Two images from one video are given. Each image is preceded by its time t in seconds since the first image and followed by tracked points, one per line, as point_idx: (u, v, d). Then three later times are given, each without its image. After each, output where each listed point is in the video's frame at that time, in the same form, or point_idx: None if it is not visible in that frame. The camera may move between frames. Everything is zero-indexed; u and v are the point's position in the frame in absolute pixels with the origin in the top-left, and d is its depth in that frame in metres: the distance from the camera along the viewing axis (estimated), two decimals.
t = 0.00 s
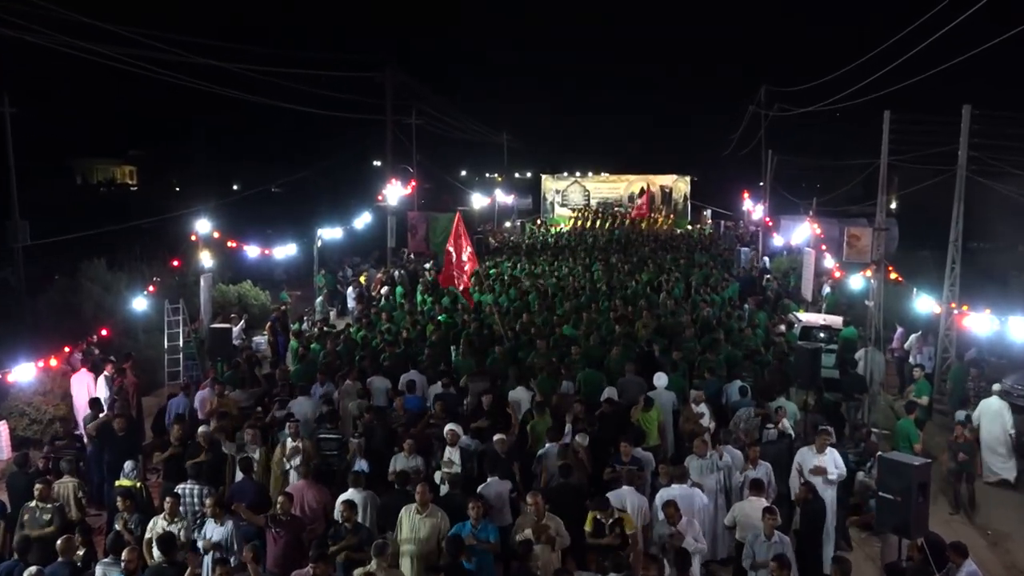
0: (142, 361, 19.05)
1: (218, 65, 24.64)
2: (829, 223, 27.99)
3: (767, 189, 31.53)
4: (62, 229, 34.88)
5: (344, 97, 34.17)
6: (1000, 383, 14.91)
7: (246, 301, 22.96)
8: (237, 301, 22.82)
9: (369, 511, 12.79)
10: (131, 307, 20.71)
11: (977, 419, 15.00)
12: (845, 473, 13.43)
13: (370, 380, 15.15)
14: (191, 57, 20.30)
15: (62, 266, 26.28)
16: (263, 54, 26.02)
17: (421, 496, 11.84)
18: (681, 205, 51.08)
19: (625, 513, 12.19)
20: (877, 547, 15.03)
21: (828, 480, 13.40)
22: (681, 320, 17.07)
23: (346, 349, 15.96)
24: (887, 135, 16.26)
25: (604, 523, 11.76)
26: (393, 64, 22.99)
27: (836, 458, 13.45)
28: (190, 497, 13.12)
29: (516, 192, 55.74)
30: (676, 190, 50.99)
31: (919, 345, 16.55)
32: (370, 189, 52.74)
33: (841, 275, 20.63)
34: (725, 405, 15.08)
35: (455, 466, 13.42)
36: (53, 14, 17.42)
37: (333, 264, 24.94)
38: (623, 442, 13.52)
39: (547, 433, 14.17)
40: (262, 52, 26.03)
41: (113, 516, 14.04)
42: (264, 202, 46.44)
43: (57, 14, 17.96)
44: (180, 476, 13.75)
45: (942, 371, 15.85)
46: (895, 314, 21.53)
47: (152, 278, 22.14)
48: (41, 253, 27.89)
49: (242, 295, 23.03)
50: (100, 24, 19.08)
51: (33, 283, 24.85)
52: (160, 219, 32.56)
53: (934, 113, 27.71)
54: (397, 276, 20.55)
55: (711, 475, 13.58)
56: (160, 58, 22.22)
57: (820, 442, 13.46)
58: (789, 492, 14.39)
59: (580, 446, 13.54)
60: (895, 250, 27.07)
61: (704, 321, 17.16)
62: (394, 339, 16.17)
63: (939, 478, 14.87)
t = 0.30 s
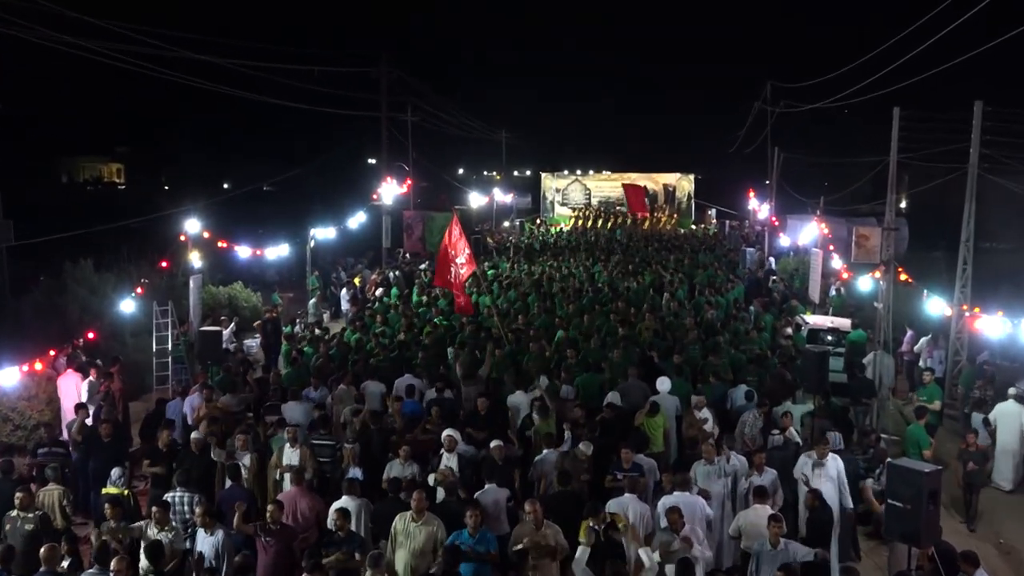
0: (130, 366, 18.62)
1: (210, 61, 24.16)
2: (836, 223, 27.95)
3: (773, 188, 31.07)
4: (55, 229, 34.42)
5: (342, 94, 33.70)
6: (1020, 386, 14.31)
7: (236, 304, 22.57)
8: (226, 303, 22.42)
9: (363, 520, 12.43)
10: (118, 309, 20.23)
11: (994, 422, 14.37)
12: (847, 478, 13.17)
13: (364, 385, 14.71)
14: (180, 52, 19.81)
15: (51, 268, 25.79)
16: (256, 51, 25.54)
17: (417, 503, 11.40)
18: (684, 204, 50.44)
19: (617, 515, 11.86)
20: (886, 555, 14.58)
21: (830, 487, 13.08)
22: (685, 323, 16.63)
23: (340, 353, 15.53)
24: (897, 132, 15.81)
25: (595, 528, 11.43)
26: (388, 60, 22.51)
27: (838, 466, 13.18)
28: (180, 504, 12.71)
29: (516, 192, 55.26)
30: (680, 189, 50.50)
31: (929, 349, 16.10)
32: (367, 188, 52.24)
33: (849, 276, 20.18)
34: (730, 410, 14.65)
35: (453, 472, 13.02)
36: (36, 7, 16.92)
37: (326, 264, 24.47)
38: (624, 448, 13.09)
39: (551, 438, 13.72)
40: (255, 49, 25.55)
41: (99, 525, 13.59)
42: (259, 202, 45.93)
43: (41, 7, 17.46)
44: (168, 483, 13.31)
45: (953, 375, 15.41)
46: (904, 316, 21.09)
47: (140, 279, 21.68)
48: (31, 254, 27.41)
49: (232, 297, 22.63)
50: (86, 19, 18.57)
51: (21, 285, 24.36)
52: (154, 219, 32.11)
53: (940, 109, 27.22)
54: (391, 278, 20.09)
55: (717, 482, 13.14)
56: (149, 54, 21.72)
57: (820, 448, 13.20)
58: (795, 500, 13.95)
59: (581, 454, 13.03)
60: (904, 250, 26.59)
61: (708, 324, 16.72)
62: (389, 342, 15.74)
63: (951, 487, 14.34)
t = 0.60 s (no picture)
0: (118, 370, 18.20)
1: (200, 57, 23.69)
2: (843, 222, 27.87)
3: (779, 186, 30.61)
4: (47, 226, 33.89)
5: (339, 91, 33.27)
6: None
7: (227, 306, 22.18)
8: (217, 306, 22.05)
9: (356, 529, 11.99)
10: (103, 312, 19.74)
11: (1012, 426, 13.84)
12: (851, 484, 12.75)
13: (358, 390, 14.30)
14: (169, 47, 19.34)
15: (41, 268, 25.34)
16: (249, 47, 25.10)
17: (412, 510, 11.01)
18: (688, 203, 50.27)
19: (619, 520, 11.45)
20: (895, 564, 14.19)
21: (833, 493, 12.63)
22: (687, 326, 16.20)
23: (334, 356, 15.13)
24: (906, 129, 15.39)
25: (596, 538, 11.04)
26: (383, 56, 22.06)
27: (843, 471, 12.70)
28: (167, 513, 12.28)
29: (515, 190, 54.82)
30: (683, 188, 50.16)
31: (939, 352, 15.70)
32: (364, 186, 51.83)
33: (858, 277, 19.78)
34: (735, 415, 14.26)
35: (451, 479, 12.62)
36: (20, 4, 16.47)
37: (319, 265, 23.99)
38: (626, 454, 12.69)
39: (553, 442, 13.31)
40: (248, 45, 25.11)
41: (86, 533, 13.18)
42: (252, 199, 45.37)
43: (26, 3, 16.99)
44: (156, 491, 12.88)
45: (964, 379, 14.99)
46: (915, 318, 20.72)
47: (128, 280, 21.27)
48: (21, 254, 26.95)
49: (223, 299, 22.18)
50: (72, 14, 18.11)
51: (8, 286, 23.90)
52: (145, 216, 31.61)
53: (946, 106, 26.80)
54: (385, 280, 19.65)
55: (722, 490, 12.71)
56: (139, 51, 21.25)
57: (825, 454, 12.71)
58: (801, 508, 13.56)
59: (578, 461, 12.68)
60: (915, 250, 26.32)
61: (712, 327, 16.32)
62: (385, 346, 15.32)
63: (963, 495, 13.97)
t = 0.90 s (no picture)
0: (105, 373, 17.80)
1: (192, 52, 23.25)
2: (850, 222, 27.59)
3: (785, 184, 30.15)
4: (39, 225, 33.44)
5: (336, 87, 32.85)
6: None
7: (217, 308, 21.79)
8: (207, 308, 21.67)
9: (349, 537, 11.50)
10: (90, 314, 19.34)
11: None
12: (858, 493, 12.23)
13: (352, 394, 13.89)
14: (159, 42, 18.92)
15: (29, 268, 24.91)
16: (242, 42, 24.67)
17: (406, 517, 10.60)
18: (691, 202, 49.77)
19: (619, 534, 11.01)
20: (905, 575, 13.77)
21: (838, 499, 12.11)
22: (690, 328, 15.79)
23: (326, 360, 14.72)
24: (915, 126, 14.98)
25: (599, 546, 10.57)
26: (378, 52, 21.65)
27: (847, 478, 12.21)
28: (155, 522, 11.85)
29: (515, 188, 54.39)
30: (687, 186, 49.66)
31: (950, 356, 15.29)
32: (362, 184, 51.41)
33: (866, 279, 19.37)
34: (740, 420, 13.85)
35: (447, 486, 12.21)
36: None
37: (311, 265, 23.52)
38: (627, 460, 12.29)
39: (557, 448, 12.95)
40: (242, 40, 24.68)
41: (70, 543, 12.74)
42: (247, 197, 44.92)
43: None
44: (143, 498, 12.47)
45: (975, 384, 14.57)
46: (924, 320, 20.30)
47: (115, 282, 20.87)
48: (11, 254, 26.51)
49: (212, 301, 21.78)
50: (58, 8, 17.68)
51: None
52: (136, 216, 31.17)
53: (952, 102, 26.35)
54: (379, 282, 19.23)
55: (728, 499, 12.25)
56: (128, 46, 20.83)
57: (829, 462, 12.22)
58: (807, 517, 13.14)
59: (575, 467, 12.29)
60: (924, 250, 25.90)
61: (715, 330, 15.91)
62: (380, 349, 14.92)
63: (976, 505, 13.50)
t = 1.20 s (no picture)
0: (92, 377, 17.42)
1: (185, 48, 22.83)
2: (859, 222, 27.24)
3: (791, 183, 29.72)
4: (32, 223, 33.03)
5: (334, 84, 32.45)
6: None
7: (207, 310, 21.43)
8: (197, 309, 21.33)
9: (343, 545, 11.11)
10: (77, 316, 18.94)
11: None
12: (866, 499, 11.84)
13: (345, 399, 13.51)
14: (150, 37, 18.49)
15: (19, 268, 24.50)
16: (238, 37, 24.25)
17: (401, 524, 10.21)
18: (694, 200, 48.90)
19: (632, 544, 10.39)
20: None
21: (845, 506, 11.72)
22: (693, 330, 15.39)
23: (320, 363, 14.34)
24: (924, 122, 14.57)
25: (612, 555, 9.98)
26: (372, 46, 21.25)
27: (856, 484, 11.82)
28: (142, 530, 11.42)
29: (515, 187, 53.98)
30: (690, 184, 48.95)
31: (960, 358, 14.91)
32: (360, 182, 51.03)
33: (874, 280, 18.97)
34: (745, 425, 13.46)
35: (444, 493, 11.80)
36: None
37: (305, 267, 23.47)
38: (628, 466, 11.89)
39: (557, 454, 12.59)
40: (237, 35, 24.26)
41: (55, 552, 12.32)
42: (239, 194, 44.17)
43: None
44: (130, 505, 12.06)
45: (987, 388, 14.18)
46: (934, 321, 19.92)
47: (102, 282, 20.50)
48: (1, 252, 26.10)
49: (202, 302, 21.41)
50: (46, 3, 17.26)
51: None
52: (126, 213, 30.64)
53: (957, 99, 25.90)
54: (373, 284, 18.82)
55: (734, 506, 11.85)
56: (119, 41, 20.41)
57: (836, 467, 11.83)
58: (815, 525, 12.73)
59: (577, 473, 11.89)
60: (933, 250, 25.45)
61: (719, 332, 15.52)
62: (375, 352, 14.53)
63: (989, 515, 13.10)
